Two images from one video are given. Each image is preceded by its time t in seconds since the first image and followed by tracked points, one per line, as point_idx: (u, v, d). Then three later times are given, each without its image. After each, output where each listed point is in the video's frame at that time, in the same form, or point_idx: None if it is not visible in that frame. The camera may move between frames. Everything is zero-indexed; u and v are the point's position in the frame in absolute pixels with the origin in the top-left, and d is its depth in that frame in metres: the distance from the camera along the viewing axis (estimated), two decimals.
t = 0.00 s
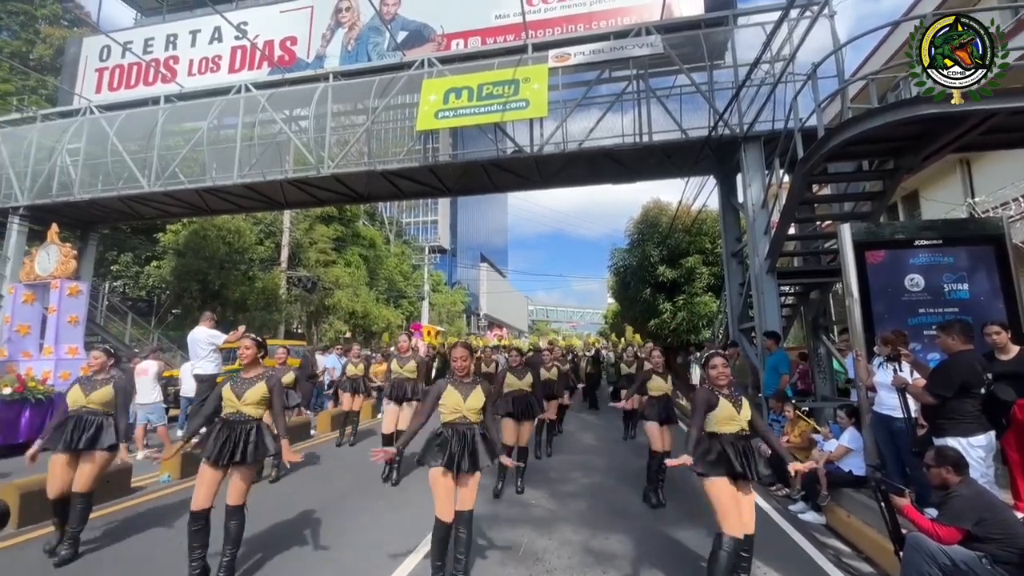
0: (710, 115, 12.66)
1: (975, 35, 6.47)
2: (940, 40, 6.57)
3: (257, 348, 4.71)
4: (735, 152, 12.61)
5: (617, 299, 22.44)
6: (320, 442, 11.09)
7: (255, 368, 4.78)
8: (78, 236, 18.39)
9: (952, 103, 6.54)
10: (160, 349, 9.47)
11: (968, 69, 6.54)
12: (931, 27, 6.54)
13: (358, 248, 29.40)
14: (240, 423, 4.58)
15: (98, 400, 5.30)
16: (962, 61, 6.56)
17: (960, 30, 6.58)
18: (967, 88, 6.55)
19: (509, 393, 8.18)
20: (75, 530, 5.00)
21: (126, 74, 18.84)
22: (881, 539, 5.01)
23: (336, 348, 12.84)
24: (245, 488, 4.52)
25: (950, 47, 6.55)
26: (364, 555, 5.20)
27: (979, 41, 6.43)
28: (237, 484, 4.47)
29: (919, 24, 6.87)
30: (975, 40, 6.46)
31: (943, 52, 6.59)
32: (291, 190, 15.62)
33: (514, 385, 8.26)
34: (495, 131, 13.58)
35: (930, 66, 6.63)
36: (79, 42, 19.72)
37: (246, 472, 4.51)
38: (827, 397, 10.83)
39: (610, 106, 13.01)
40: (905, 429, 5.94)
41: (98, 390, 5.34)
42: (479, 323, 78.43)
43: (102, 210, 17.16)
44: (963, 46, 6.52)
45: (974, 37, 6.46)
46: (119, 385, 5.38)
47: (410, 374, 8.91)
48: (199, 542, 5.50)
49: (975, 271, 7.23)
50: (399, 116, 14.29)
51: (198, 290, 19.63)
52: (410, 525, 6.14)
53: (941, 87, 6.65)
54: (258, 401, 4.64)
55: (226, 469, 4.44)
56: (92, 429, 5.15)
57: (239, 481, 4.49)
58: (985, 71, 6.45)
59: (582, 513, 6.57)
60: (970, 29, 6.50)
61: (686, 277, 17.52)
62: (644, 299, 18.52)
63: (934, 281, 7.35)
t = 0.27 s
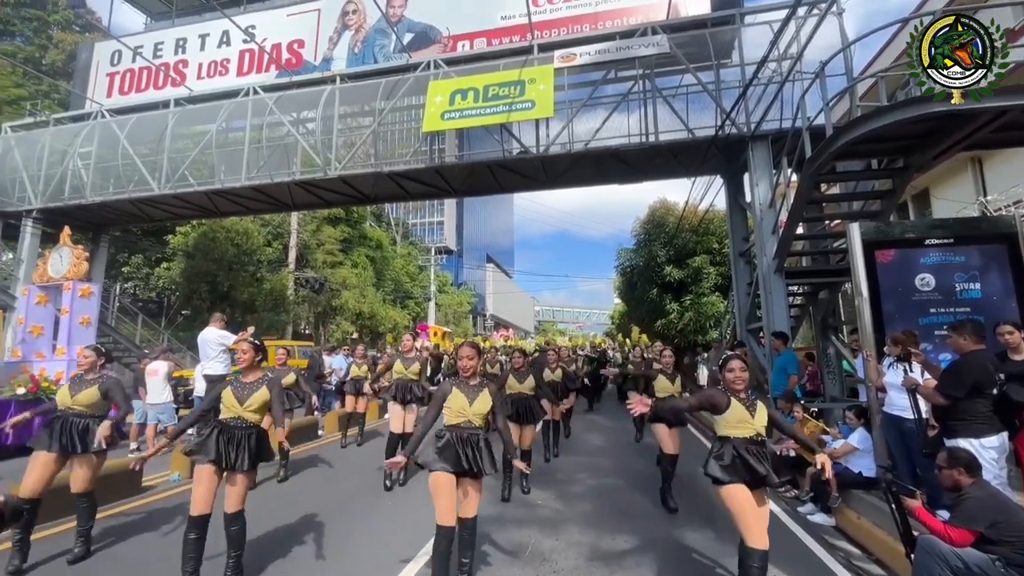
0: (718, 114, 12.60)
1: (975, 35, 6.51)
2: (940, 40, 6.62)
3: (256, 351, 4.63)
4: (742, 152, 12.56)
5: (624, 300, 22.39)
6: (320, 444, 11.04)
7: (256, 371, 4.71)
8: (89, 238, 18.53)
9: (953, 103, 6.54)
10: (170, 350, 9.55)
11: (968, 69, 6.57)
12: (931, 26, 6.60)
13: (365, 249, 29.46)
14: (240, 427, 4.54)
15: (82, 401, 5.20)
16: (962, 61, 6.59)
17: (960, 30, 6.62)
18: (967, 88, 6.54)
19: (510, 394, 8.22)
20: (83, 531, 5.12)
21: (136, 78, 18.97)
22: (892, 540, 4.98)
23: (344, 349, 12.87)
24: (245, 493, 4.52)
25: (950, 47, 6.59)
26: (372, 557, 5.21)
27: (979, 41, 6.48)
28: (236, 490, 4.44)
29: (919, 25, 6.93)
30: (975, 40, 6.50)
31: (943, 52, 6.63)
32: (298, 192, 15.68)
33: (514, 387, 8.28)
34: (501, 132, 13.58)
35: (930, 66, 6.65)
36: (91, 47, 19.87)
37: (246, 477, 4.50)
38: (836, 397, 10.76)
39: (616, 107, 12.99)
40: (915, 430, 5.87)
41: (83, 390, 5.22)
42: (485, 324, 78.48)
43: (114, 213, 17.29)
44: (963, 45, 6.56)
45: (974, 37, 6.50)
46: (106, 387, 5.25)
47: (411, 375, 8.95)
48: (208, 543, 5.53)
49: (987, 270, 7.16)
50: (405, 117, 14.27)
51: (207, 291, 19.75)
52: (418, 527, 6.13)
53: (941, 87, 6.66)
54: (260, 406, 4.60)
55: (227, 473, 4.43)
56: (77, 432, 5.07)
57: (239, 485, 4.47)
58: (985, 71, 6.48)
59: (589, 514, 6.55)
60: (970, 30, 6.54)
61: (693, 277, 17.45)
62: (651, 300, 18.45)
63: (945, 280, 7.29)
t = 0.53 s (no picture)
0: (726, 114, 12.53)
1: (975, 35, 6.47)
2: (940, 40, 6.58)
3: (252, 357, 4.66)
4: (751, 151, 12.49)
5: (632, 300, 22.31)
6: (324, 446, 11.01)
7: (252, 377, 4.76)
8: (103, 240, 18.69)
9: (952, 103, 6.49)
10: (182, 352, 9.60)
11: (968, 69, 6.52)
12: (930, 27, 6.58)
13: (373, 251, 29.52)
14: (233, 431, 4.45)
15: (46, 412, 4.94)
16: (962, 61, 6.55)
17: (960, 30, 6.57)
18: (967, 88, 6.51)
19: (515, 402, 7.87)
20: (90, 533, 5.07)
21: (148, 83, 19.12)
22: (905, 544, 4.90)
23: (353, 350, 12.89)
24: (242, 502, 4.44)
25: (950, 46, 6.55)
26: (381, 559, 5.22)
27: (980, 41, 6.43)
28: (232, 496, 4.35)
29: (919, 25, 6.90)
30: (975, 40, 6.46)
31: (943, 52, 6.58)
32: (307, 194, 15.74)
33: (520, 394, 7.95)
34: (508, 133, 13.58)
35: (930, 66, 6.61)
36: (104, 52, 20.04)
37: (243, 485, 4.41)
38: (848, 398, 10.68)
39: (623, 107, 12.98)
40: (929, 432, 5.77)
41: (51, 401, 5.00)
42: (493, 324, 78.51)
43: (126, 216, 17.43)
44: (963, 45, 6.52)
45: (974, 37, 6.46)
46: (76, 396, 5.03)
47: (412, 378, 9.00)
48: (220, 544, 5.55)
49: (1002, 269, 7.09)
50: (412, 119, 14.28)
51: (218, 292, 19.88)
52: (426, 530, 6.12)
53: (941, 87, 6.63)
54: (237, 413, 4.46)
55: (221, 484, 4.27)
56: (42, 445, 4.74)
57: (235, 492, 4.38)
58: (985, 71, 6.44)
59: (596, 515, 6.53)
60: (970, 29, 6.50)
61: (701, 278, 17.37)
62: (659, 300, 18.37)
63: (959, 280, 7.22)
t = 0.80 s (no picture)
0: (735, 113, 12.45)
1: (975, 35, 6.36)
2: (940, 40, 6.46)
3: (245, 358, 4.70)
4: (761, 150, 12.42)
5: (641, 301, 22.23)
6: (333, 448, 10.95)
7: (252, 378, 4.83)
8: (117, 244, 18.89)
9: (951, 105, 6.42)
10: (194, 353, 9.65)
11: (968, 69, 6.43)
12: (930, 26, 6.46)
13: (381, 252, 29.61)
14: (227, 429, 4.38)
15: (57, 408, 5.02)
16: (962, 61, 6.45)
17: (960, 30, 6.45)
18: (968, 88, 6.43)
19: (513, 403, 7.25)
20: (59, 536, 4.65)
21: (161, 89, 19.30)
22: (921, 547, 4.85)
23: (362, 352, 12.92)
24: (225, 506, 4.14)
25: (950, 46, 6.43)
26: (391, 561, 5.23)
27: (980, 41, 6.32)
28: (211, 500, 4.05)
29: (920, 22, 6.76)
30: (975, 40, 6.35)
31: (943, 52, 6.46)
32: (316, 197, 15.81)
33: (518, 394, 7.32)
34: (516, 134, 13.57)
35: (930, 66, 6.48)
36: (118, 59, 20.26)
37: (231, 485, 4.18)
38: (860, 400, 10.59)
39: (631, 107, 12.95)
40: (944, 435, 5.71)
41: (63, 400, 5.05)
42: (501, 326, 78.53)
43: (140, 219, 17.60)
44: (963, 46, 6.40)
45: (974, 37, 6.35)
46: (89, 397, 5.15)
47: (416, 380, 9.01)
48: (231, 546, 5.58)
49: (1018, 269, 7.00)
50: (420, 122, 14.35)
51: (229, 294, 20.03)
52: (435, 532, 6.12)
53: (941, 88, 6.54)
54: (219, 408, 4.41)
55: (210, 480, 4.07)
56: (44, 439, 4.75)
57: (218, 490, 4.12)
58: (985, 71, 6.34)
59: (607, 517, 6.51)
60: (970, 29, 6.38)
61: (710, 278, 17.28)
62: (668, 301, 18.30)
63: (974, 280, 7.13)
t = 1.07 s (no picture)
0: (744, 112, 12.37)
1: (975, 35, 6.29)
2: (940, 40, 6.41)
3: (235, 361, 4.49)
4: (770, 149, 12.34)
5: (649, 302, 22.17)
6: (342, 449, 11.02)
7: (251, 378, 4.55)
8: (130, 247, 19.07)
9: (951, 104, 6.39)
10: (207, 355, 9.71)
11: (968, 69, 6.39)
12: (931, 27, 6.42)
13: (390, 254, 29.69)
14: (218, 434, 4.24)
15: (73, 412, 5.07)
16: (962, 61, 6.40)
17: (961, 30, 6.37)
18: (967, 88, 6.40)
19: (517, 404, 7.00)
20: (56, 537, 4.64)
21: (173, 94, 19.46)
22: (937, 551, 4.77)
23: (372, 353, 12.96)
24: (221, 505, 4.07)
25: (950, 46, 6.38)
26: (401, 562, 5.25)
27: (979, 41, 6.27)
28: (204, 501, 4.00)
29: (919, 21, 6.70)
30: (975, 40, 6.29)
31: (943, 52, 6.42)
32: (325, 199, 15.88)
33: (523, 395, 7.10)
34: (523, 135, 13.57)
35: (930, 66, 6.47)
36: (131, 65, 20.44)
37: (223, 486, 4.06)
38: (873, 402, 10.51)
39: (639, 107, 12.94)
40: (960, 437, 5.59)
41: (75, 401, 5.08)
42: (509, 327, 78.52)
43: (152, 223, 17.75)
44: (963, 45, 6.35)
45: (974, 37, 6.28)
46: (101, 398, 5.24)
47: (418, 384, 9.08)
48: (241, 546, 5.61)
49: None
50: (429, 124, 14.42)
51: (240, 296, 20.17)
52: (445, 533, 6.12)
53: (941, 88, 6.50)
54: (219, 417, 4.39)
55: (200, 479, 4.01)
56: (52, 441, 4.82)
57: (213, 489, 4.04)
58: (985, 71, 6.30)
59: (617, 518, 6.50)
60: (970, 29, 6.30)
61: (720, 278, 17.19)
62: (676, 301, 18.22)
63: (990, 279, 7.03)
